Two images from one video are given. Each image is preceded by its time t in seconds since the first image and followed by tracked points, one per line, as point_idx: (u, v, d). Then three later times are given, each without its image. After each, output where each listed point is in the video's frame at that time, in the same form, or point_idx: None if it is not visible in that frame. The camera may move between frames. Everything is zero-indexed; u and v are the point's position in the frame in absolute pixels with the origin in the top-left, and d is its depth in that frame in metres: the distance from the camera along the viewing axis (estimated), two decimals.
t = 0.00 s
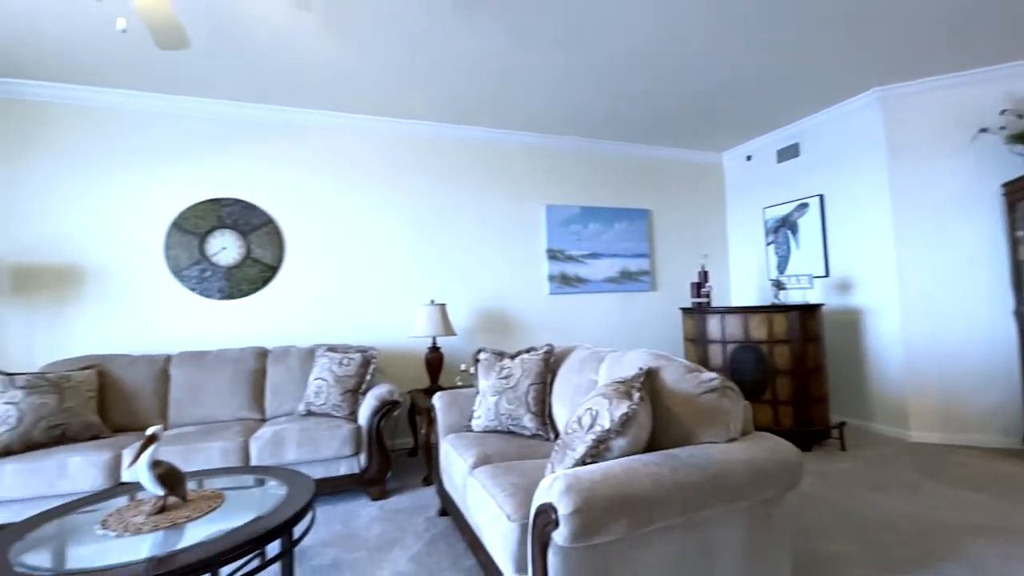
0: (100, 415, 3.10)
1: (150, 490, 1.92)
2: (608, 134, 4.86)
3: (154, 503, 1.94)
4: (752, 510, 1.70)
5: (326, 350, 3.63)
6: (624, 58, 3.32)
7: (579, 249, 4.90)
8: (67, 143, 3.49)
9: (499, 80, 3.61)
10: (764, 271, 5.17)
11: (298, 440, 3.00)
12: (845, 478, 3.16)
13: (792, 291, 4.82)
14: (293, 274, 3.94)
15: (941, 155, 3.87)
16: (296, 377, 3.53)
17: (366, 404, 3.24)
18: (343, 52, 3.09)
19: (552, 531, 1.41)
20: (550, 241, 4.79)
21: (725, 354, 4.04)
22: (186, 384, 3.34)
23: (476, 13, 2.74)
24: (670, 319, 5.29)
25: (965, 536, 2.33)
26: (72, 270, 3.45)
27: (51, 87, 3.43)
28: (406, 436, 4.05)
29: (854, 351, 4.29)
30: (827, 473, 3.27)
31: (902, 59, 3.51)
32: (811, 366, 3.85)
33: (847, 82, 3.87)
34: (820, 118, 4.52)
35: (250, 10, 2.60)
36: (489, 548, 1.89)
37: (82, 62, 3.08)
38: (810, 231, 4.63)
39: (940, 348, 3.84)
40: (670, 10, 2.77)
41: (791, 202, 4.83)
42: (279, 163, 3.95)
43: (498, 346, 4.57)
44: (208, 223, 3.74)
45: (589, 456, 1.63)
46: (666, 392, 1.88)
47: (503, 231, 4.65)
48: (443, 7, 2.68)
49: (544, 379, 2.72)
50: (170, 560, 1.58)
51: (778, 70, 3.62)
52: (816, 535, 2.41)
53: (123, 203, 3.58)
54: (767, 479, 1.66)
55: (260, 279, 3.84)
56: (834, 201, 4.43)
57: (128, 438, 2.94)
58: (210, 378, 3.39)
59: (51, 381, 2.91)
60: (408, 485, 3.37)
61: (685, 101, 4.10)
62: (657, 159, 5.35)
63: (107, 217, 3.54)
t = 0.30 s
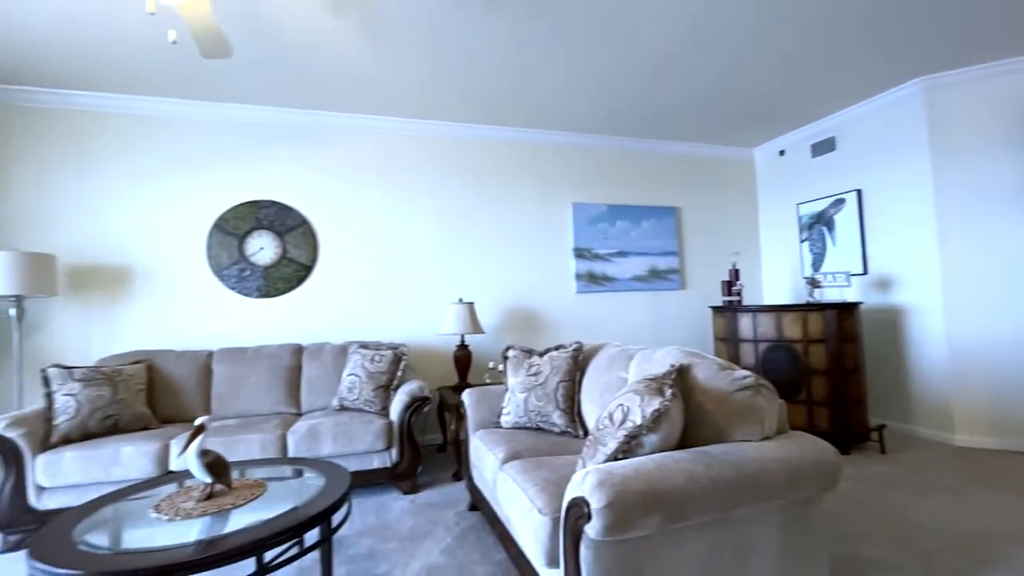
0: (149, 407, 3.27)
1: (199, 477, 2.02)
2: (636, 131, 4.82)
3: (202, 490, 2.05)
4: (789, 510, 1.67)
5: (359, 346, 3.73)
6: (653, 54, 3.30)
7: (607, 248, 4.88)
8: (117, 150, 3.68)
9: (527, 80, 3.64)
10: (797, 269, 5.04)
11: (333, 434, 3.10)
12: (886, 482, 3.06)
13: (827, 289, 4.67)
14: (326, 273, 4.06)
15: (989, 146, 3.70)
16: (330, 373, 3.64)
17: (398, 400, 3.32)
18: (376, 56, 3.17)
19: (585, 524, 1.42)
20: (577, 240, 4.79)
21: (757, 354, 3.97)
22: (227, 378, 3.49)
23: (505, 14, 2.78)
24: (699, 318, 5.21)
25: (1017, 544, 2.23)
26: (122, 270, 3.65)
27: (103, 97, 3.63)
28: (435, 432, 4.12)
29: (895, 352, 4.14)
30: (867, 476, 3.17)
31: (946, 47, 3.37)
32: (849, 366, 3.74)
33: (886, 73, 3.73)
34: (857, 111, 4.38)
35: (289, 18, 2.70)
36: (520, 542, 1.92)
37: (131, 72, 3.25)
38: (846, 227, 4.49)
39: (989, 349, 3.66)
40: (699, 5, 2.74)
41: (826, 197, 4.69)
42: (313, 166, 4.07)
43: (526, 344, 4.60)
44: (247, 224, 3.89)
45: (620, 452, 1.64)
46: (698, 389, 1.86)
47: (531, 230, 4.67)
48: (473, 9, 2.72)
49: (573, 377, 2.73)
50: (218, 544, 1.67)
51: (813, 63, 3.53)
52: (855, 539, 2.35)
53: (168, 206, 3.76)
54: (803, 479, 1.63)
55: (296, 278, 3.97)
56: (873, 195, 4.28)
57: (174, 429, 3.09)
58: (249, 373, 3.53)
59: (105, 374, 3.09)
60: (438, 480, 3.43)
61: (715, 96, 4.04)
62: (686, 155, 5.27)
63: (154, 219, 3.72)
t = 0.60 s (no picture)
0: (193, 401, 3.42)
1: (243, 466, 2.12)
2: (664, 128, 4.77)
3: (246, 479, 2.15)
4: (826, 511, 1.64)
5: (390, 344, 3.81)
6: (682, 51, 3.26)
7: (635, 246, 4.84)
8: (163, 155, 3.87)
9: (555, 81, 3.65)
10: (833, 267, 4.89)
11: (366, 428, 3.18)
12: (929, 487, 2.95)
13: (865, 288, 4.46)
14: (358, 273, 4.16)
15: None
16: (362, 370, 3.73)
17: (428, 396, 3.39)
18: (408, 60, 3.24)
19: (617, 519, 1.43)
20: (604, 239, 4.77)
21: (792, 354, 3.89)
22: (266, 374, 3.62)
23: (533, 15, 2.79)
24: (730, 317, 5.11)
25: None
26: (168, 269, 3.83)
27: (149, 105, 3.81)
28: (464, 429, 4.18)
29: (938, 353, 3.98)
30: (909, 481, 3.06)
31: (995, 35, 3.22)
32: (889, 367, 3.60)
33: (929, 63, 3.59)
34: (897, 103, 4.22)
35: (327, 26, 2.80)
36: (551, 537, 1.94)
37: (176, 81, 3.41)
38: (886, 224, 4.34)
39: None
40: None
41: (864, 193, 4.54)
42: (345, 168, 4.18)
43: (553, 343, 4.61)
44: (283, 225, 4.02)
45: (652, 449, 1.64)
46: (731, 388, 1.85)
47: (558, 229, 4.67)
48: (502, 11, 2.75)
49: (602, 375, 2.74)
50: (261, 530, 1.74)
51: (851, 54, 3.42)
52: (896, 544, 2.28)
53: (210, 208, 3.92)
54: (841, 480, 1.60)
55: (329, 277, 4.09)
56: (914, 191, 4.12)
57: (217, 422, 3.23)
58: (285, 369, 3.65)
59: (154, 368, 3.25)
60: (467, 476, 3.48)
61: (747, 92, 3.96)
62: (716, 152, 5.18)
63: (196, 221, 3.89)
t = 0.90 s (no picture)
0: (232, 395, 3.56)
1: (282, 458, 2.20)
2: (693, 124, 4.70)
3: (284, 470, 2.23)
4: (866, 513, 1.60)
5: (419, 342, 3.87)
6: (712, 46, 3.21)
7: (662, 244, 4.79)
8: (202, 160, 4.03)
9: (582, 79, 3.65)
10: (871, 264, 4.73)
11: (396, 424, 3.25)
12: (976, 493, 2.82)
13: (906, 285, 4.35)
14: (387, 272, 4.25)
15: None
16: (392, 367, 3.81)
17: (457, 393, 3.43)
18: (436, 62, 3.29)
19: (649, 516, 1.43)
20: (631, 237, 4.73)
21: (827, 354, 3.79)
22: (300, 370, 3.74)
23: (560, 14, 2.80)
24: (761, 316, 5.00)
25: None
26: (208, 270, 3.99)
27: (190, 112, 3.98)
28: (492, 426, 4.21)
29: (986, 354, 3.80)
30: (953, 486, 2.94)
31: None
32: (933, 368, 3.46)
33: (976, 50, 3.43)
34: (940, 93, 4.05)
35: (361, 32, 2.88)
36: (581, 534, 1.94)
37: (215, 88, 3.54)
38: (928, 219, 4.16)
39: None
40: None
41: (904, 187, 4.37)
42: (374, 169, 4.27)
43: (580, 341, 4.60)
44: (316, 226, 4.14)
45: (684, 447, 1.63)
46: (765, 386, 1.82)
47: (584, 228, 4.66)
48: (530, 12, 2.76)
49: (631, 373, 2.73)
50: (299, 519, 1.81)
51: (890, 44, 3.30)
52: (940, 550, 2.20)
53: (246, 210, 4.07)
54: (882, 481, 1.56)
55: (360, 276, 4.19)
56: (959, 184, 3.95)
57: (255, 416, 3.36)
58: (319, 366, 3.76)
59: (196, 364, 3.40)
60: (495, 473, 3.51)
61: (780, 85, 3.87)
62: (747, 147, 5.07)
63: (234, 223, 4.05)
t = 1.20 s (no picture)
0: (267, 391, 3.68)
1: (316, 451, 2.27)
2: (722, 120, 4.61)
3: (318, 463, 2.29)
4: (908, 518, 1.55)
5: (445, 340, 3.92)
6: (742, 41, 3.15)
7: (690, 242, 4.72)
8: (238, 164, 4.17)
9: (608, 77, 3.63)
10: (910, 261, 4.55)
11: (424, 421, 3.30)
12: None
13: (948, 283, 4.18)
14: (414, 271, 4.32)
15: None
16: (419, 364, 3.87)
17: (483, 391, 3.46)
18: (463, 64, 3.33)
19: (679, 514, 1.42)
20: (658, 234, 4.68)
21: (863, 354, 3.68)
22: (331, 367, 3.84)
23: (586, 13, 2.80)
24: (793, 315, 4.87)
25: None
26: (243, 269, 4.13)
27: (227, 118, 4.12)
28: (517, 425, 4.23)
29: None
30: (1000, 492, 2.81)
31: None
32: (979, 370, 3.31)
33: None
34: (986, 82, 3.87)
35: (390, 35, 2.93)
36: (610, 532, 1.94)
37: (250, 94, 3.66)
38: (972, 214, 3.99)
39: None
40: None
41: (946, 181, 4.20)
42: (401, 170, 4.35)
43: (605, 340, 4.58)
44: (346, 226, 4.24)
45: (715, 446, 1.61)
46: (799, 385, 1.78)
47: (610, 227, 4.63)
48: (555, 11, 2.77)
49: (659, 372, 2.71)
50: (332, 510, 1.86)
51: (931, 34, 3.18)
52: (985, 557, 2.11)
53: (279, 212, 4.20)
54: (924, 484, 1.51)
55: (388, 275, 4.27)
56: (1006, 177, 3.76)
57: (288, 411, 3.46)
58: (349, 363, 3.85)
59: (233, 360, 3.53)
60: (521, 470, 3.53)
61: (813, 78, 3.77)
62: (777, 141, 4.95)
63: (268, 224, 4.18)
